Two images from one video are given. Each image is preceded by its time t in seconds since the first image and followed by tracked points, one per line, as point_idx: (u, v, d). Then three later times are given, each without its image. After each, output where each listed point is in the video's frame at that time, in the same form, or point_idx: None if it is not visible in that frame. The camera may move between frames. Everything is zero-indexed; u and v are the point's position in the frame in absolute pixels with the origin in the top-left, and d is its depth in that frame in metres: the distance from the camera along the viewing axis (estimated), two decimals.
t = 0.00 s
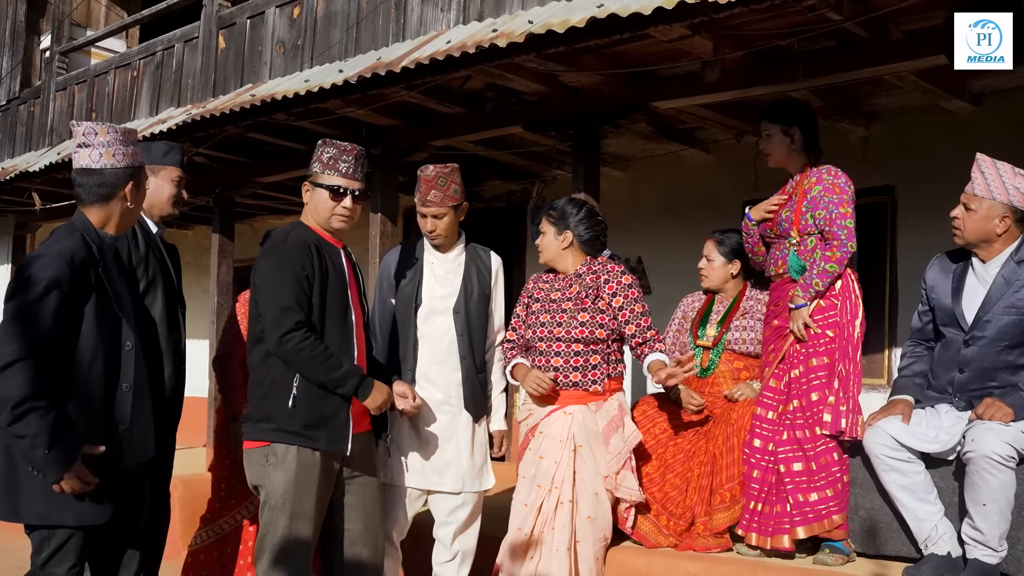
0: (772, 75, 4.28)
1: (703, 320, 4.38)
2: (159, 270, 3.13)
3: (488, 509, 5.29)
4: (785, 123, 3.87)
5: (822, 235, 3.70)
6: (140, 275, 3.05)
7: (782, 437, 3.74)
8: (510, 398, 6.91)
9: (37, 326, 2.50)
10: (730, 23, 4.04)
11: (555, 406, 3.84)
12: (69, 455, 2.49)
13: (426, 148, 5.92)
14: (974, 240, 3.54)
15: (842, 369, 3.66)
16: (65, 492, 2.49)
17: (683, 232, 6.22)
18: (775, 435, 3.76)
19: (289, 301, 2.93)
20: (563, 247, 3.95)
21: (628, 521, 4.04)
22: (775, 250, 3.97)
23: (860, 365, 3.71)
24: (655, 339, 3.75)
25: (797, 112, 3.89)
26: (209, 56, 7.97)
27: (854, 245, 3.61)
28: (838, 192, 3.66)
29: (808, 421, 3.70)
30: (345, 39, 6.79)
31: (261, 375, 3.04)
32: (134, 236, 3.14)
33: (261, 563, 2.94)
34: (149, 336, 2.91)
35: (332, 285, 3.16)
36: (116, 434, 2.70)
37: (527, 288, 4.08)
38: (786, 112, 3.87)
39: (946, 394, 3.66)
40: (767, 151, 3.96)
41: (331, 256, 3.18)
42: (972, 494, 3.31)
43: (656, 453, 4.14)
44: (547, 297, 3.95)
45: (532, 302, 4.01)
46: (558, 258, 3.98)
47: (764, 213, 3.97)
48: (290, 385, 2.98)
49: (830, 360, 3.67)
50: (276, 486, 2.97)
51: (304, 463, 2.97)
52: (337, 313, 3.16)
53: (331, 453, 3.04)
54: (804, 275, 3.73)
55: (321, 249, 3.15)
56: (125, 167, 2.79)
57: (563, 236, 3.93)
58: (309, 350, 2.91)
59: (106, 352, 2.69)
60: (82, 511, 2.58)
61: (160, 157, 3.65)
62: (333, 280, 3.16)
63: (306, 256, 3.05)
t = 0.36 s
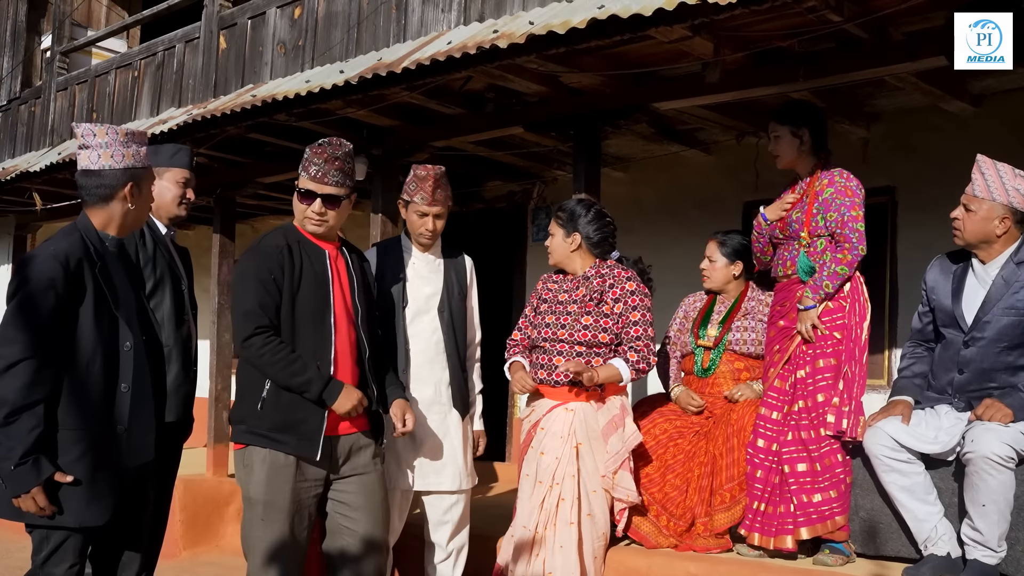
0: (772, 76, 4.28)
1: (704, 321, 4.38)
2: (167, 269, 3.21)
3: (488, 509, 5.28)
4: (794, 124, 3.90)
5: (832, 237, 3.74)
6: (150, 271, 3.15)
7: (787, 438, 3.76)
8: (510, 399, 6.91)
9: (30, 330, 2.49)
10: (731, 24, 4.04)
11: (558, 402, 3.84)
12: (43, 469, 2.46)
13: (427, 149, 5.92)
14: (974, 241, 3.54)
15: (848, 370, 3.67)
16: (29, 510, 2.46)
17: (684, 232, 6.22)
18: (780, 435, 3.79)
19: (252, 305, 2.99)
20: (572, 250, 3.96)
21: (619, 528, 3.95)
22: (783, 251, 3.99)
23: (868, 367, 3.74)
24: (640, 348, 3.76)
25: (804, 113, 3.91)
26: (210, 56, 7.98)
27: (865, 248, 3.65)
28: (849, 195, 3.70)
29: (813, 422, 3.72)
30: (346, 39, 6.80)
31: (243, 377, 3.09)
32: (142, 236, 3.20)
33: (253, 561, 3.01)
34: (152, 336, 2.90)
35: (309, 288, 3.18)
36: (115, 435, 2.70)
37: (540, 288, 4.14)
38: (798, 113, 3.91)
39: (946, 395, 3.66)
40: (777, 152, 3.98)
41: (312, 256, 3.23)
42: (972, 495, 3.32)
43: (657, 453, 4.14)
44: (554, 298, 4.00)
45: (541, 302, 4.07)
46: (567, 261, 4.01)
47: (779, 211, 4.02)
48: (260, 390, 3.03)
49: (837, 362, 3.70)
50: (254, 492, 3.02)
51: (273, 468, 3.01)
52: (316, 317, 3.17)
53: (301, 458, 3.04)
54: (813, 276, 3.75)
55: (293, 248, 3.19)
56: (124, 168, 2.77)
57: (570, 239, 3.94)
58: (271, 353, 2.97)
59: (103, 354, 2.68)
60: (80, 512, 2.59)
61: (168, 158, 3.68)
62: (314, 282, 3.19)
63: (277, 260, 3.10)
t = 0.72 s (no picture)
0: (772, 75, 4.29)
1: (703, 319, 4.38)
2: (167, 269, 3.35)
3: (489, 507, 5.29)
4: (802, 124, 3.90)
5: (842, 237, 3.76)
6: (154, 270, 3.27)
7: (791, 436, 3.77)
8: (510, 397, 6.92)
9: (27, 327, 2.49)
10: (729, 23, 4.05)
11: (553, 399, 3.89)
12: (49, 462, 2.47)
13: (427, 147, 5.93)
14: (973, 240, 3.55)
15: (854, 370, 3.71)
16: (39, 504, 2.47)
17: (684, 231, 6.23)
18: (784, 433, 3.79)
19: (248, 304, 3.01)
20: (573, 250, 3.96)
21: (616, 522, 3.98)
22: (790, 249, 3.98)
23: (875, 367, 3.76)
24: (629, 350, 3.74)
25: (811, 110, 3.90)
26: (210, 54, 7.98)
27: (875, 249, 3.68)
28: (859, 196, 3.73)
29: (818, 420, 3.73)
30: (345, 38, 6.80)
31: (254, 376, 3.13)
32: (143, 236, 3.41)
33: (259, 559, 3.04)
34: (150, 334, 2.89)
35: (308, 286, 3.18)
36: (115, 433, 2.69)
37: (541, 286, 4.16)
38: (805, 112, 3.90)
39: (945, 393, 3.67)
40: (784, 152, 3.98)
41: (313, 256, 3.22)
42: (969, 492, 3.33)
43: (655, 452, 4.15)
44: (554, 297, 4.01)
45: (542, 301, 4.09)
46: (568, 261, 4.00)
47: (787, 210, 3.99)
48: (262, 388, 3.08)
49: (844, 361, 3.72)
50: (264, 494, 3.06)
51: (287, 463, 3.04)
52: (314, 315, 3.17)
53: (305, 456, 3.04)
54: (823, 276, 3.78)
55: (294, 246, 3.20)
56: (119, 166, 2.78)
57: (571, 240, 3.94)
58: (265, 351, 2.98)
59: (100, 352, 2.68)
60: (84, 508, 2.59)
61: (170, 160, 3.86)
62: (313, 280, 3.19)
63: (277, 258, 3.12)
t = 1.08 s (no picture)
0: (768, 74, 4.29)
1: (698, 319, 4.39)
2: (166, 269, 3.29)
3: (485, 506, 5.29)
4: (804, 124, 3.89)
5: (844, 236, 3.76)
6: (156, 267, 3.21)
7: (790, 434, 3.77)
8: (506, 395, 6.93)
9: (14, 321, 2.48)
10: (725, 22, 4.05)
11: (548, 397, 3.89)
12: (34, 456, 2.46)
13: (424, 146, 5.92)
14: (967, 239, 3.56)
15: (854, 369, 3.72)
16: (26, 499, 2.47)
17: (680, 230, 6.23)
18: (783, 431, 3.79)
19: (263, 301, 2.99)
20: (571, 251, 3.96)
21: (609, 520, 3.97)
22: (791, 247, 3.98)
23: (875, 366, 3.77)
24: (626, 349, 3.78)
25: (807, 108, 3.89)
26: (206, 52, 7.96)
27: (878, 248, 3.69)
28: (863, 195, 3.74)
29: (816, 419, 3.74)
30: (342, 36, 6.80)
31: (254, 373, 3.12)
32: (142, 234, 3.40)
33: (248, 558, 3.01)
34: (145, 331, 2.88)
35: (319, 285, 3.16)
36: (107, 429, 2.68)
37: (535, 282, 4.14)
38: (806, 113, 3.89)
39: (940, 392, 3.68)
40: (784, 152, 3.95)
41: (321, 253, 3.19)
42: (963, 491, 3.34)
43: (651, 451, 4.16)
44: (551, 296, 4.00)
45: (538, 298, 4.07)
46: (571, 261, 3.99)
47: (788, 209, 3.99)
48: (269, 385, 3.05)
49: (845, 360, 3.73)
50: (259, 488, 3.03)
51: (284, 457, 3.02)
52: (322, 313, 3.16)
53: (310, 452, 3.02)
54: (827, 275, 3.77)
55: (305, 242, 3.17)
56: (108, 163, 2.78)
57: (569, 241, 3.94)
58: (277, 351, 2.94)
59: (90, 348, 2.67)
60: (71, 504, 2.57)
61: (170, 159, 3.86)
62: (321, 279, 3.17)
63: (287, 256, 3.09)
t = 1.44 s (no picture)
0: (764, 72, 4.29)
1: (693, 319, 4.39)
2: (173, 271, 3.32)
3: (482, 504, 5.29)
4: (801, 121, 3.88)
5: (843, 234, 3.77)
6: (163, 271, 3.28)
7: (786, 432, 3.77)
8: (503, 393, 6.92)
9: (8, 315, 2.48)
10: (722, 20, 4.04)
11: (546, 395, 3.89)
12: (26, 453, 2.46)
13: (420, 144, 5.91)
14: (963, 238, 3.56)
15: (852, 367, 3.71)
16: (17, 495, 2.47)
17: (676, 227, 6.23)
18: (780, 429, 3.79)
19: (267, 289, 2.72)
20: (569, 251, 3.96)
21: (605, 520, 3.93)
22: (789, 245, 3.98)
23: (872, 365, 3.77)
24: (623, 349, 3.77)
25: (803, 105, 3.88)
26: (202, 50, 7.94)
27: (876, 246, 3.69)
28: (861, 193, 3.73)
29: (813, 416, 3.73)
30: (338, 34, 6.78)
31: (224, 362, 2.85)
32: (149, 236, 3.36)
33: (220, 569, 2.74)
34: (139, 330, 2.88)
35: (315, 274, 2.97)
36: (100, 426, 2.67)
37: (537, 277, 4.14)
38: (803, 110, 3.88)
39: (936, 389, 3.69)
40: (781, 149, 3.95)
41: (310, 242, 2.98)
42: (959, 489, 3.34)
43: (647, 449, 4.18)
44: (549, 294, 3.99)
45: (536, 295, 4.06)
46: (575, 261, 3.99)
47: (785, 206, 3.97)
48: (261, 380, 2.79)
49: (842, 358, 3.73)
50: (243, 484, 2.76)
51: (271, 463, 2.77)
52: (314, 305, 2.95)
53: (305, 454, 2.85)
54: (825, 274, 3.78)
55: (303, 235, 2.96)
56: (103, 162, 2.77)
57: (569, 240, 3.94)
58: (287, 342, 2.70)
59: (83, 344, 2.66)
60: (62, 500, 2.56)
61: (178, 163, 3.80)
62: (313, 269, 2.96)
63: (288, 241, 2.86)
